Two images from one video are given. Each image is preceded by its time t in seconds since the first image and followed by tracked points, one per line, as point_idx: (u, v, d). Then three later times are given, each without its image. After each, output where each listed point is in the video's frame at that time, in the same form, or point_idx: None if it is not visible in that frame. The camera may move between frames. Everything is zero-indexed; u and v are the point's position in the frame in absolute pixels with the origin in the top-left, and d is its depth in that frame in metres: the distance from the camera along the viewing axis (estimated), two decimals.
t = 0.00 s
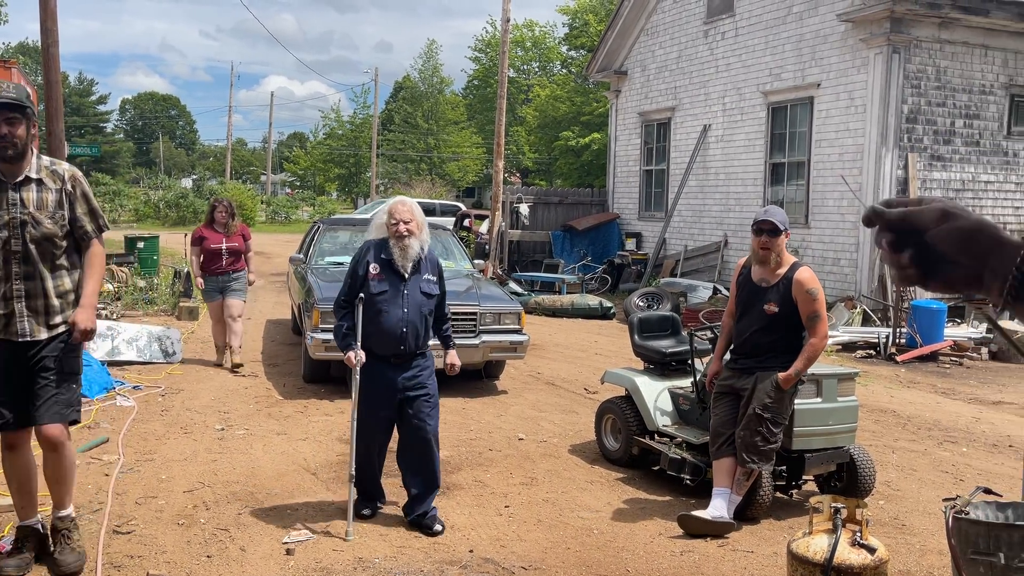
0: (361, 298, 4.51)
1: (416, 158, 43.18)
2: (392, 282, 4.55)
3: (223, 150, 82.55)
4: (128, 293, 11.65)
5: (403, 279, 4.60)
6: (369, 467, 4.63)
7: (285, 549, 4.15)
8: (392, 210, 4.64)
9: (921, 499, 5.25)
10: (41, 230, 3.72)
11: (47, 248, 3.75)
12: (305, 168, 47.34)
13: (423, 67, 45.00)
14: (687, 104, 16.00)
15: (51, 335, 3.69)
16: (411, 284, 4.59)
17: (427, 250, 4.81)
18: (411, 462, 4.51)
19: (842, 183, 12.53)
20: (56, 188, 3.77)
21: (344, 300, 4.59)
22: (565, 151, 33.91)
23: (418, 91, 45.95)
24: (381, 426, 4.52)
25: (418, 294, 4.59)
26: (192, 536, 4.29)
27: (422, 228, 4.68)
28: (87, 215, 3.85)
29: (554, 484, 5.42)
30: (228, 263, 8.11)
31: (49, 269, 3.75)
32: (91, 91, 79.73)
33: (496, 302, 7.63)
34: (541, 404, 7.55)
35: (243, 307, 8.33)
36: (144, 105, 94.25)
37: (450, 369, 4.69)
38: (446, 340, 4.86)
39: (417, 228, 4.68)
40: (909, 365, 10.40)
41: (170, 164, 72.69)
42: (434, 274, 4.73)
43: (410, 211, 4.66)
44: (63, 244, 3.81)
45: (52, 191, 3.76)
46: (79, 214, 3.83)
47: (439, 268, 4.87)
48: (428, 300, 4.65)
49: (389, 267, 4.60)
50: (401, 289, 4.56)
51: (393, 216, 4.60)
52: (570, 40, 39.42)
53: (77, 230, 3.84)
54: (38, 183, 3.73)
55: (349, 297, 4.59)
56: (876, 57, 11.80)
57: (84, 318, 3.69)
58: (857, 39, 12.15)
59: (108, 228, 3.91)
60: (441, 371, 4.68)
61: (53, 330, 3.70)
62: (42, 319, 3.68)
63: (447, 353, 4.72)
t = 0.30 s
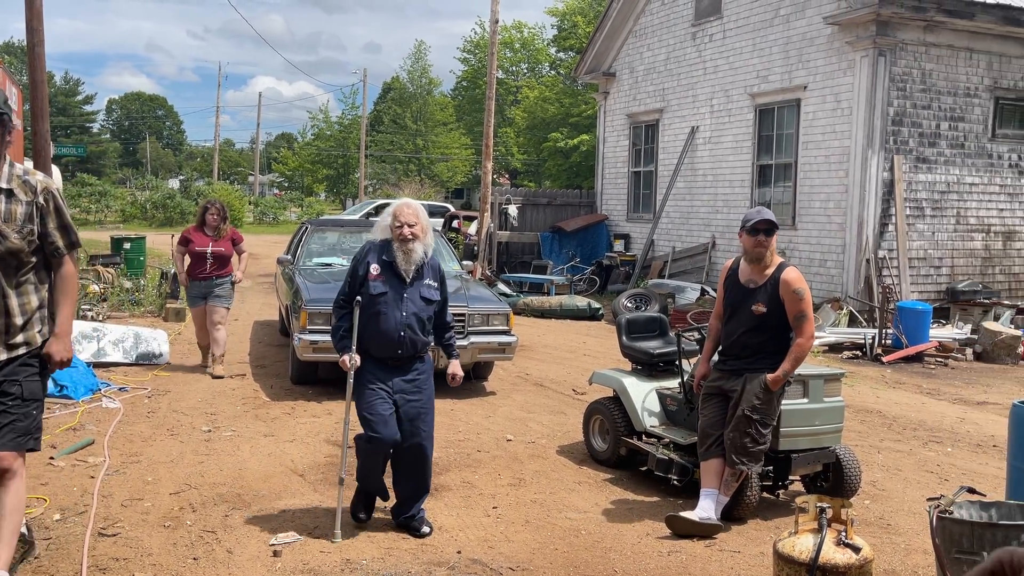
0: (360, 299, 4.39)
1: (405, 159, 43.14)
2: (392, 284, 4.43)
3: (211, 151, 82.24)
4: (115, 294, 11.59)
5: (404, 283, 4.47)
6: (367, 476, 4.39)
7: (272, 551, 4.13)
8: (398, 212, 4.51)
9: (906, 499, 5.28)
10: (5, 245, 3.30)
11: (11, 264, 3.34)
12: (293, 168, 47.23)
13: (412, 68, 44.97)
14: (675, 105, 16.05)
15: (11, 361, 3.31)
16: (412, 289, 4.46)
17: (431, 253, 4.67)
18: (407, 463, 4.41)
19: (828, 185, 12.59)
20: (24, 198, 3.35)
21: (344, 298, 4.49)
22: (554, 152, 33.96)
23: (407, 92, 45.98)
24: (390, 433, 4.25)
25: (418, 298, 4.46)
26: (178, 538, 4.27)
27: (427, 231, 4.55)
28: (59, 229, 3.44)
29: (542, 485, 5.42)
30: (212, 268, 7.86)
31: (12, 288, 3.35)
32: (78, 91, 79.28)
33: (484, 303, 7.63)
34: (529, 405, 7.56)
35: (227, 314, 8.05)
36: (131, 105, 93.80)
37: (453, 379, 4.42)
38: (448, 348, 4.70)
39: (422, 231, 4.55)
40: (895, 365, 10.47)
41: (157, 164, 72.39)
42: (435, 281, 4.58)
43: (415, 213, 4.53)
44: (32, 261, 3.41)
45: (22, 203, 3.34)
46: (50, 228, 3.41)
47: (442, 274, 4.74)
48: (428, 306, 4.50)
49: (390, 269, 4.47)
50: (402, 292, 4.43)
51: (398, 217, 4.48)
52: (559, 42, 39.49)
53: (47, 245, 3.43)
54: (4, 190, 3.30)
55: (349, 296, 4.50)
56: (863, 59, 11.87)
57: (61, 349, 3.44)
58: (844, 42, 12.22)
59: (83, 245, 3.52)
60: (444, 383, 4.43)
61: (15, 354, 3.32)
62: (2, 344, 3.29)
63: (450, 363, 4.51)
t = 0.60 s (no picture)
0: (349, 302, 4.28)
1: (392, 159, 43.08)
2: (381, 286, 4.29)
3: (197, 151, 81.84)
4: (100, 294, 11.53)
5: (393, 285, 4.33)
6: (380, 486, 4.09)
7: (259, 552, 4.12)
8: (386, 213, 4.34)
9: (890, 498, 5.32)
10: None
11: None
12: (280, 168, 47.07)
13: (400, 68, 44.92)
14: (662, 106, 16.10)
15: None
16: (402, 291, 4.32)
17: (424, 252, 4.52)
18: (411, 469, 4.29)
19: (814, 186, 12.67)
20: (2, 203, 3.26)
21: (333, 300, 4.39)
22: (542, 153, 33.98)
23: (395, 92, 45.91)
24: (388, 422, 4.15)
25: (409, 301, 4.32)
26: (164, 540, 4.25)
27: (418, 232, 4.40)
28: (36, 234, 3.38)
29: (529, 485, 5.43)
30: (196, 266, 7.73)
31: None
32: (63, 90, 78.73)
33: (472, 304, 7.64)
34: (517, 405, 7.57)
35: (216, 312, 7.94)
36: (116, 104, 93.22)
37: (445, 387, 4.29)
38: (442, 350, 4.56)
39: (412, 232, 4.40)
40: (879, 365, 10.54)
41: (142, 164, 72.00)
42: (427, 282, 4.42)
43: (405, 214, 4.38)
44: (4, 267, 3.34)
45: None
46: (28, 234, 3.36)
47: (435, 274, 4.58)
48: (419, 308, 4.35)
49: (379, 271, 4.33)
50: (391, 295, 4.29)
51: (386, 219, 4.33)
52: (547, 42, 39.52)
53: (24, 251, 3.37)
54: None
55: (338, 298, 4.39)
56: (848, 61, 11.95)
57: (46, 364, 3.42)
58: (829, 44, 12.30)
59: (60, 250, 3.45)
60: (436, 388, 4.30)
61: None
62: None
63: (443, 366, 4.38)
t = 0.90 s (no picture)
0: (338, 307, 4.22)
1: (380, 159, 42.99)
2: (371, 290, 4.21)
3: (184, 150, 81.44)
4: (85, 294, 11.46)
5: (384, 289, 4.24)
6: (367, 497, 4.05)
7: (245, 553, 4.11)
8: (374, 217, 4.23)
9: (875, 496, 5.36)
10: None
11: None
12: (267, 167, 46.88)
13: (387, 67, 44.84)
14: (649, 106, 16.14)
15: None
16: (393, 295, 4.23)
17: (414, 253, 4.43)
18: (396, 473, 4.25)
19: (800, 186, 12.73)
20: None
21: (321, 303, 4.33)
22: (530, 152, 33.99)
23: (383, 92, 45.81)
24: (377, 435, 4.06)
25: (400, 305, 4.24)
26: (149, 541, 4.24)
27: (407, 235, 4.30)
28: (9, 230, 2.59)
29: (516, 485, 5.44)
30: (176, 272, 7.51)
31: None
32: (47, 88, 78.20)
33: (460, 304, 7.64)
34: (504, 405, 7.58)
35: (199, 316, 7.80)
36: (101, 103, 92.67)
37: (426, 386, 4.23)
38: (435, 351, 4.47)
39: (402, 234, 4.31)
40: (865, 364, 10.61)
41: (128, 163, 71.59)
42: (418, 284, 4.33)
43: (394, 216, 4.29)
44: None
45: None
46: None
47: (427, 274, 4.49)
48: (411, 312, 4.27)
49: (370, 276, 4.24)
50: (382, 299, 4.21)
51: (375, 221, 4.24)
52: (535, 42, 39.52)
53: None
54: None
55: (327, 302, 4.32)
56: (833, 62, 12.02)
57: None
58: (815, 45, 12.36)
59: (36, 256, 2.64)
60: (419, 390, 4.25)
61: None
62: None
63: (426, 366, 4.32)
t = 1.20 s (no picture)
0: (324, 309, 4.21)
1: (368, 157, 42.90)
2: (356, 290, 4.20)
3: (170, 149, 80.98)
4: (70, 294, 11.39)
5: (369, 288, 4.23)
6: (351, 502, 4.03)
7: (232, 553, 4.09)
8: (353, 217, 4.23)
9: (862, 493, 5.39)
10: None
11: None
12: (254, 166, 46.61)
13: (375, 66, 44.75)
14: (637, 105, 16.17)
15: None
16: (379, 294, 4.21)
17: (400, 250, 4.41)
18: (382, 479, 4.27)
19: (787, 185, 12.79)
20: None
21: (309, 306, 4.32)
22: (518, 152, 34.00)
23: (371, 90, 45.89)
24: (359, 443, 4.03)
25: (387, 304, 4.22)
26: (135, 541, 4.21)
27: (389, 232, 4.29)
28: None
29: (504, 483, 5.44)
30: (153, 266, 7.26)
31: None
32: (31, 85, 77.60)
33: (447, 303, 7.63)
34: (492, 404, 7.58)
35: (175, 311, 7.57)
36: (86, 101, 91.98)
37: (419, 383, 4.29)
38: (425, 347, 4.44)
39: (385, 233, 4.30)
40: (851, 363, 10.67)
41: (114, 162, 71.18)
42: (406, 280, 4.31)
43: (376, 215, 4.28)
44: None
45: None
46: None
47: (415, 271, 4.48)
48: (399, 309, 4.25)
49: (353, 275, 4.23)
50: (367, 299, 4.20)
51: (357, 220, 4.22)
52: (523, 40, 39.50)
53: None
54: None
55: (314, 305, 4.31)
56: (820, 61, 12.07)
57: None
58: (802, 44, 12.42)
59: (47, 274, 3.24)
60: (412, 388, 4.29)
61: None
62: None
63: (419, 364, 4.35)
